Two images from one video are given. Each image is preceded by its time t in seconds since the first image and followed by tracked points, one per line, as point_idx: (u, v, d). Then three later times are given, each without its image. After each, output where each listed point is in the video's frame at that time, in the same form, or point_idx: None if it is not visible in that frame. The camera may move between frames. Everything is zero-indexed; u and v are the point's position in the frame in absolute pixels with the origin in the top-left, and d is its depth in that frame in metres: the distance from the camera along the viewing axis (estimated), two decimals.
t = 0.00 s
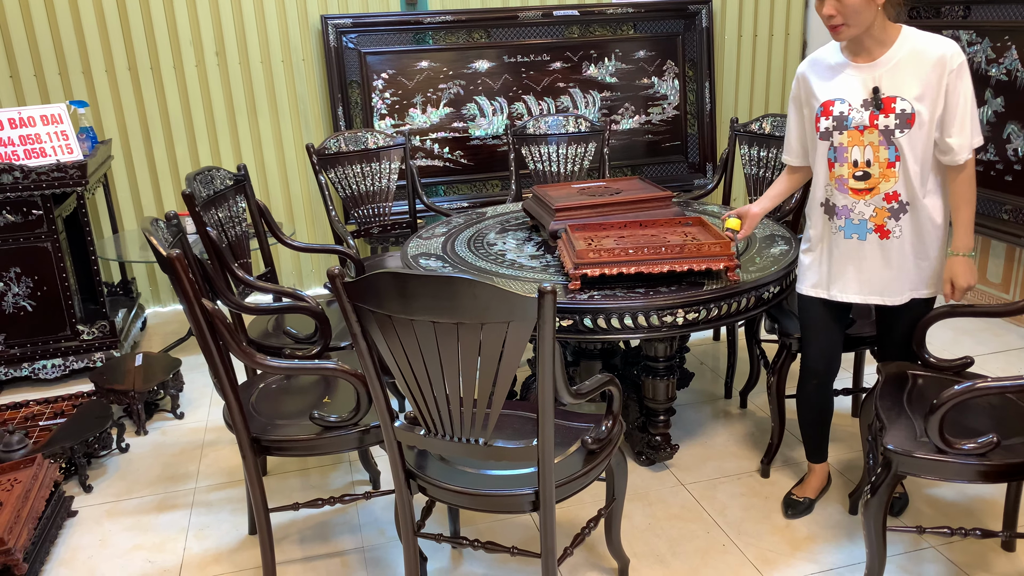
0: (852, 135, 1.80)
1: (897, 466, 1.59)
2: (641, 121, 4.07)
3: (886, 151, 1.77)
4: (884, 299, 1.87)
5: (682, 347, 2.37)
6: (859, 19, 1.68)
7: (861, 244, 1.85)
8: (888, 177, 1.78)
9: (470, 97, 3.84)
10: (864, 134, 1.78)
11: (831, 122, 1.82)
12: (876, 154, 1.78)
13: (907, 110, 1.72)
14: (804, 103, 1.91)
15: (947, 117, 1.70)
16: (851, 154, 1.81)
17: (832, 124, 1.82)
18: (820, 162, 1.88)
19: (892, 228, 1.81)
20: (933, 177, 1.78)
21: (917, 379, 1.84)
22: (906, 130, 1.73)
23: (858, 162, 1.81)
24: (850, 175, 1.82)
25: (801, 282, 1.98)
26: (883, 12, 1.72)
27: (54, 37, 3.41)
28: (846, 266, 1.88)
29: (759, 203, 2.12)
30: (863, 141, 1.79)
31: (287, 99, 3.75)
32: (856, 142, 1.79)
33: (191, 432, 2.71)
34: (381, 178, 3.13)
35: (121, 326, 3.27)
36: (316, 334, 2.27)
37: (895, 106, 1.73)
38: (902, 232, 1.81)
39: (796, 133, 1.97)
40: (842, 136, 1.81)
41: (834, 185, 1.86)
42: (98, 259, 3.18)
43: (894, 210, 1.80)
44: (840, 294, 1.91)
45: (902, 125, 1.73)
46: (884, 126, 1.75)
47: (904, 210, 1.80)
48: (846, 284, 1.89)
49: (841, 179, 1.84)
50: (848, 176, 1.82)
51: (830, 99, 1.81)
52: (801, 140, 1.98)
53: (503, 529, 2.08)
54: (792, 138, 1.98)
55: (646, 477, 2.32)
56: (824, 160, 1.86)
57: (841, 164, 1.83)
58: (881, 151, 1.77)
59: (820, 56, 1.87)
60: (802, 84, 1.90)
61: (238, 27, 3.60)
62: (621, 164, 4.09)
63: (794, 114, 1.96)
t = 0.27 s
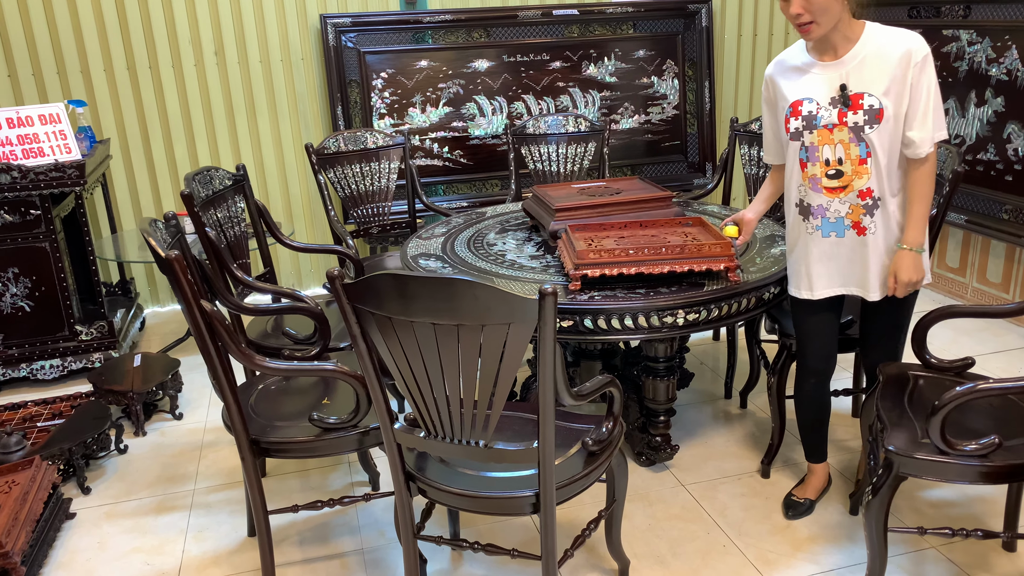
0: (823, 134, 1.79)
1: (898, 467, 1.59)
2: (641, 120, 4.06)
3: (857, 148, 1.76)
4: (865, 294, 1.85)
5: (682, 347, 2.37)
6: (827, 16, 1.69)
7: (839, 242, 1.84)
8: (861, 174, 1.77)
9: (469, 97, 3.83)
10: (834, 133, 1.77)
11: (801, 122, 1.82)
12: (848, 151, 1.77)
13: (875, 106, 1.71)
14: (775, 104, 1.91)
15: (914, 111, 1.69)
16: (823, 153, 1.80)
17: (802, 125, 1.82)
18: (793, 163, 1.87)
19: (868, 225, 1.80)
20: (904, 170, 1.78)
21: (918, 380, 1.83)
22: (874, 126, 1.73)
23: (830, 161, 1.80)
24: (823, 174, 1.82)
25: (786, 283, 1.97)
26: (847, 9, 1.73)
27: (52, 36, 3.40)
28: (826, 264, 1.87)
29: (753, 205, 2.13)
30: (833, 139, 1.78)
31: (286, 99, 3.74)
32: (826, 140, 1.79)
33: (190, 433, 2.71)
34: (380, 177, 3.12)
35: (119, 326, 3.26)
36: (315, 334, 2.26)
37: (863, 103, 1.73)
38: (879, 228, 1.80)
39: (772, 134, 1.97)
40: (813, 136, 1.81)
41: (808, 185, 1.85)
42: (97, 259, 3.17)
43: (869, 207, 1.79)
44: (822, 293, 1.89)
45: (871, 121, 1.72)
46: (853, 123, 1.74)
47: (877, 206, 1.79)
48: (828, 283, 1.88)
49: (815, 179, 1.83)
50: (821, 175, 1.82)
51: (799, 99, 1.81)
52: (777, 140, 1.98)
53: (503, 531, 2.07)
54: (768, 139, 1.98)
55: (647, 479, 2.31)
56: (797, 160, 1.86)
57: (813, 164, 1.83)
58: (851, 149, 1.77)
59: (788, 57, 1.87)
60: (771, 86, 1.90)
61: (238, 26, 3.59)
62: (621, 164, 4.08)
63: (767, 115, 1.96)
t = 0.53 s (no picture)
0: (805, 142, 1.79)
1: (901, 470, 1.58)
2: (638, 120, 4.05)
3: (838, 154, 1.75)
4: (850, 304, 1.82)
5: (681, 349, 2.35)
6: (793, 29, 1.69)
7: (826, 249, 1.82)
8: (843, 180, 1.76)
9: (466, 96, 3.81)
10: (816, 139, 1.77)
11: (785, 129, 1.82)
12: (830, 158, 1.76)
13: (853, 111, 1.69)
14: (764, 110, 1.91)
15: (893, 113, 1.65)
16: (807, 160, 1.80)
17: (786, 132, 1.82)
18: (781, 170, 1.88)
19: (853, 232, 1.77)
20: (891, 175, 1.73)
21: (920, 382, 1.83)
22: (853, 131, 1.70)
23: (813, 168, 1.79)
24: (809, 181, 1.81)
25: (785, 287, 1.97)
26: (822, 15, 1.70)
27: (45, 34, 3.36)
28: (817, 270, 1.85)
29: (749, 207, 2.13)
30: (816, 146, 1.77)
31: (282, 98, 3.71)
32: (810, 147, 1.78)
33: (184, 435, 2.68)
34: (376, 177, 3.09)
35: (113, 327, 3.23)
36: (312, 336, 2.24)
37: (841, 108, 1.71)
38: (864, 236, 1.76)
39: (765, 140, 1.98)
40: (796, 143, 1.81)
41: (796, 192, 1.85)
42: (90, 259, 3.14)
43: (853, 213, 1.76)
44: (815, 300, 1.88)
45: (850, 127, 1.70)
46: (833, 129, 1.73)
47: (862, 213, 1.76)
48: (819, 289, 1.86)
49: (801, 186, 1.83)
50: (807, 182, 1.81)
51: (781, 107, 1.81)
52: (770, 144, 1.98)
53: (502, 534, 2.05)
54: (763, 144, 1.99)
55: (646, 481, 2.29)
56: (785, 167, 1.86)
57: (799, 170, 1.82)
58: (833, 155, 1.75)
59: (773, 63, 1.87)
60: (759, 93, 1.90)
61: (232, 24, 3.56)
62: (618, 164, 4.07)
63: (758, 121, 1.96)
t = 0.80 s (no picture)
0: (802, 144, 1.76)
1: (911, 475, 1.55)
2: (639, 118, 4.02)
3: (831, 157, 1.72)
4: (841, 312, 1.78)
5: (685, 350, 2.32)
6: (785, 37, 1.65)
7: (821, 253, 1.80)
8: (836, 184, 1.73)
9: (466, 94, 3.78)
10: (812, 141, 1.74)
11: (784, 131, 1.80)
12: (824, 160, 1.73)
13: (844, 113, 1.66)
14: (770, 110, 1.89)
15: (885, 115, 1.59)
16: (804, 162, 1.78)
17: (785, 134, 1.80)
18: (782, 172, 1.86)
19: (846, 237, 1.74)
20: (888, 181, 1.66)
21: (929, 384, 1.80)
22: (844, 134, 1.67)
23: (810, 170, 1.77)
24: (806, 184, 1.79)
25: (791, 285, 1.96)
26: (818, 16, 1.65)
27: (40, 30, 3.32)
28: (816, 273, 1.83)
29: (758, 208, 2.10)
30: (812, 148, 1.75)
31: (280, 95, 3.68)
32: (806, 149, 1.76)
33: (182, 437, 2.65)
34: (376, 176, 3.06)
35: (110, 326, 3.19)
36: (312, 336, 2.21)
37: (833, 111, 1.68)
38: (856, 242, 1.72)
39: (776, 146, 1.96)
40: (794, 145, 1.78)
41: (795, 194, 1.84)
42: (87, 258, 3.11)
43: (845, 218, 1.73)
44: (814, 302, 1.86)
45: (841, 130, 1.67)
46: (826, 132, 1.70)
47: (855, 218, 1.72)
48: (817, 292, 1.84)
49: (799, 188, 1.81)
50: (805, 184, 1.79)
51: (782, 109, 1.79)
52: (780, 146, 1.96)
53: (504, 538, 2.03)
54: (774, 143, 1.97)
55: (649, 484, 2.27)
56: (785, 168, 1.84)
57: (797, 172, 1.80)
58: (827, 158, 1.72)
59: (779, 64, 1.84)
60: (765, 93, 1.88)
61: (230, 21, 3.52)
62: (619, 162, 4.04)
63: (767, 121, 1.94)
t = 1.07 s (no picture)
0: (807, 142, 1.75)
1: (924, 483, 1.53)
2: (640, 117, 3.99)
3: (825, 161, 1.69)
4: (823, 314, 1.74)
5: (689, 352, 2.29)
6: (803, 36, 1.60)
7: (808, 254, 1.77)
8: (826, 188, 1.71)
9: (466, 91, 3.74)
10: (815, 141, 1.72)
11: (795, 126, 1.78)
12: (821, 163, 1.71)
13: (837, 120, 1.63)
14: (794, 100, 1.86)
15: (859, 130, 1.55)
16: (806, 160, 1.76)
17: (796, 129, 1.79)
18: (791, 166, 1.85)
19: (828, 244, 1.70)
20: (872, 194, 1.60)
21: (939, 389, 1.78)
22: (834, 141, 1.64)
23: (810, 170, 1.75)
24: (804, 182, 1.78)
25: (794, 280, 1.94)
26: (842, 14, 1.60)
27: (35, 24, 3.28)
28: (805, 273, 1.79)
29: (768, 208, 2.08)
30: (815, 148, 1.73)
31: (278, 92, 3.63)
32: (810, 148, 1.74)
33: (178, 438, 2.61)
34: (375, 174, 3.02)
35: (105, 325, 3.15)
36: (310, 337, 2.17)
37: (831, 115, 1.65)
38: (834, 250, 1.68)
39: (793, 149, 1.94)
40: (801, 141, 1.77)
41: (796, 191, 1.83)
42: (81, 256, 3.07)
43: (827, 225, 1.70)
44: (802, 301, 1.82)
45: (832, 136, 1.65)
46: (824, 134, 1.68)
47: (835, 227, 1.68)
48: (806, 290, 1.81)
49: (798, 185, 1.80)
50: (803, 183, 1.78)
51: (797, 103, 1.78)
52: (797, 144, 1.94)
53: (506, 543, 2.00)
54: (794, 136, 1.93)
55: (652, 488, 2.24)
56: (793, 163, 1.83)
57: (799, 169, 1.79)
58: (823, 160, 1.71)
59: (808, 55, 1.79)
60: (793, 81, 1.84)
61: (228, 16, 3.48)
62: (620, 161, 4.01)
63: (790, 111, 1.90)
